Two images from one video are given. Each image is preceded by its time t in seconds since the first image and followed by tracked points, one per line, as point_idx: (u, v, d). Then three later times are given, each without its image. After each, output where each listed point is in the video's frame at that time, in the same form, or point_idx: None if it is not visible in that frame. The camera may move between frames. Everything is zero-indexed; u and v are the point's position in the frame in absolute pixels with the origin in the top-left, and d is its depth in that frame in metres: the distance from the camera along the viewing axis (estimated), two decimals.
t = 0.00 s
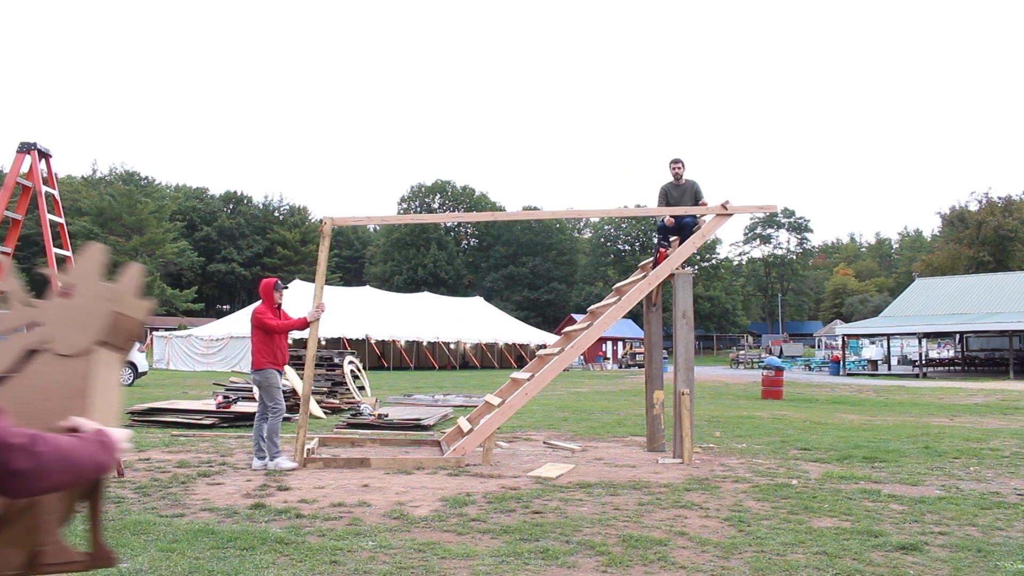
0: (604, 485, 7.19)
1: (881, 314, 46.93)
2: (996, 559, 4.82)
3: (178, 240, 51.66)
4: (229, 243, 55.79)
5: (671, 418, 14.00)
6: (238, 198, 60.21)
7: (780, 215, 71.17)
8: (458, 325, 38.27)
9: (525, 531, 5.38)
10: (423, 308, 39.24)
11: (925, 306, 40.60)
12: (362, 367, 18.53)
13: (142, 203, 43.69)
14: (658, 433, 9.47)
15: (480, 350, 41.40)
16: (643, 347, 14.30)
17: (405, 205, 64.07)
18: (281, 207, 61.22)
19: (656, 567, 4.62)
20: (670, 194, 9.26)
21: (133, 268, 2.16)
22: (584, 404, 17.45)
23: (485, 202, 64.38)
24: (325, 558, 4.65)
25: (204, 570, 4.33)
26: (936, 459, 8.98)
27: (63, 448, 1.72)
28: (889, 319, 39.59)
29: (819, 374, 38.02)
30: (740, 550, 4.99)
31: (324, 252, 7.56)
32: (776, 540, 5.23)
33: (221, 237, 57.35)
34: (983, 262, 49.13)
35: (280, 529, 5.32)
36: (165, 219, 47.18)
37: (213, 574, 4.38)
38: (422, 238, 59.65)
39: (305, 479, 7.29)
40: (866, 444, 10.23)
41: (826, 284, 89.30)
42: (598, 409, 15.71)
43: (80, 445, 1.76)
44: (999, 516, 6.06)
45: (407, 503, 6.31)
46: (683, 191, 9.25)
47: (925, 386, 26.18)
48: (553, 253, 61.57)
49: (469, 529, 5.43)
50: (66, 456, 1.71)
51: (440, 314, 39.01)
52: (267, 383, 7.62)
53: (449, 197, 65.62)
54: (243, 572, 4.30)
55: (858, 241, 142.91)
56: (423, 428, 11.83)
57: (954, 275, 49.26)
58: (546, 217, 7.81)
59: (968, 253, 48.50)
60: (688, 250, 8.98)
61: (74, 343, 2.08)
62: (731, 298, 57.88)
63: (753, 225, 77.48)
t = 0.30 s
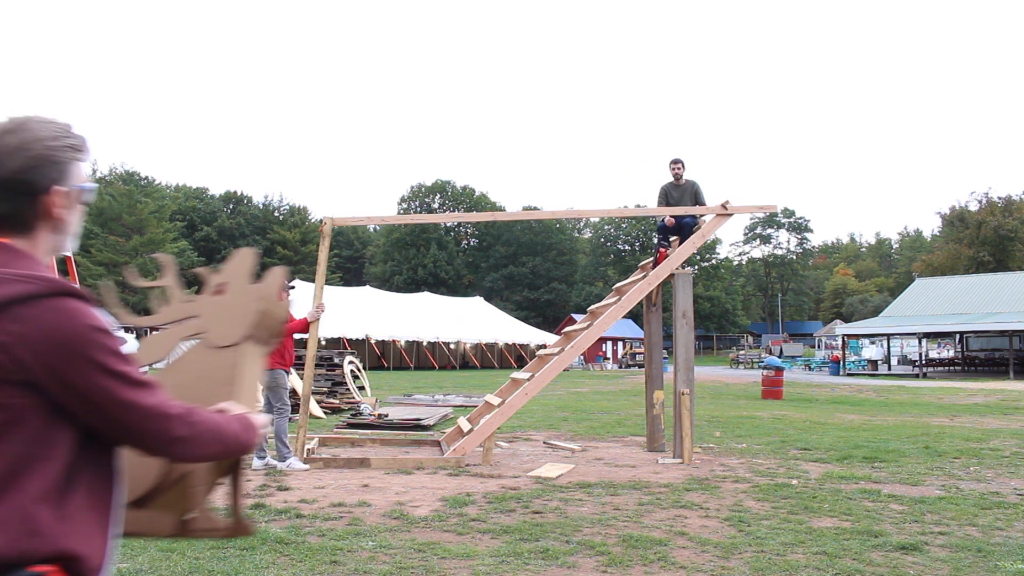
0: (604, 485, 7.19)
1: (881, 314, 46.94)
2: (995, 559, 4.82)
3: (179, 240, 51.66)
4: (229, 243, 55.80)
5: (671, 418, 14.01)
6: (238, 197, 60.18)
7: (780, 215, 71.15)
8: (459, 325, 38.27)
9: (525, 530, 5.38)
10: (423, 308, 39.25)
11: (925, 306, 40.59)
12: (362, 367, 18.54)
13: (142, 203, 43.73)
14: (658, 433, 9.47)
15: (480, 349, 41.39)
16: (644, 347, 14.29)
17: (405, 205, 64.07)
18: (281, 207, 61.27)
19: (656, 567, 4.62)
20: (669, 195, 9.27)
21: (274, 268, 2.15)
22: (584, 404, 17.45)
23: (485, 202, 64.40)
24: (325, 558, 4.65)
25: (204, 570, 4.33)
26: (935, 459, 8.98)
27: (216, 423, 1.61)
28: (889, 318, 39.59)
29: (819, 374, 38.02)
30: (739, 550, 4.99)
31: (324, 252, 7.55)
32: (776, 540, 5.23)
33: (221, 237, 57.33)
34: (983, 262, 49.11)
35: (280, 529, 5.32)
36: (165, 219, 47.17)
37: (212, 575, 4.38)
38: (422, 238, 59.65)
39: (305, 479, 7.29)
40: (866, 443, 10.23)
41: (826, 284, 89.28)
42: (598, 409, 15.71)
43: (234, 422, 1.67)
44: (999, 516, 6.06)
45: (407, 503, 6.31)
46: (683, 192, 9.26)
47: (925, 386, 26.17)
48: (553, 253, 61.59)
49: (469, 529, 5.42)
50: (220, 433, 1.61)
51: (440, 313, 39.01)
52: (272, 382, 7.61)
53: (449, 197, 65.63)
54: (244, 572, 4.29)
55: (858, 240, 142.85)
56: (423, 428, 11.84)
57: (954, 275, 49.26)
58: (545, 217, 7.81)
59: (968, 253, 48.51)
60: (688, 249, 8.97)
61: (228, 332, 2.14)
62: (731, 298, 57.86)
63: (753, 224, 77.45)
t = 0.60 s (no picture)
0: (604, 485, 7.19)
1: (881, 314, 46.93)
2: (995, 559, 4.82)
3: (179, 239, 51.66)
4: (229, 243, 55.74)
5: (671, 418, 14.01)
6: (238, 197, 60.12)
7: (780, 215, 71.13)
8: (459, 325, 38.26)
9: (525, 531, 5.38)
10: (423, 308, 39.25)
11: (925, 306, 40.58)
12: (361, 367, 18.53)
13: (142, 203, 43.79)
14: (658, 433, 9.47)
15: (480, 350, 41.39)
16: (644, 347, 14.29)
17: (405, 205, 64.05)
18: (281, 207, 61.30)
19: (656, 566, 4.62)
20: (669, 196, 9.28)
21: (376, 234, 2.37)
22: (584, 404, 17.45)
23: (485, 202, 64.39)
24: (325, 558, 4.66)
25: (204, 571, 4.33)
26: (935, 459, 8.98)
27: (352, 388, 1.80)
28: (889, 318, 39.58)
29: (819, 374, 38.01)
30: (739, 551, 4.99)
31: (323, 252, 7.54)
32: (775, 540, 5.23)
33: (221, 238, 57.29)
34: (984, 263, 49.11)
35: (280, 529, 5.33)
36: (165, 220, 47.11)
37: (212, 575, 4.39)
38: (422, 239, 59.62)
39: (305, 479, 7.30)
40: (866, 444, 10.23)
41: (827, 284, 89.23)
42: (598, 409, 15.71)
43: (366, 385, 1.85)
44: (999, 516, 6.06)
45: (407, 503, 6.31)
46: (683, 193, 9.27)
47: (925, 386, 26.17)
48: (553, 253, 61.58)
49: (469, 529, 5.42)
50: (356, 399, 1.79)
51: (440, 313, 39.00)
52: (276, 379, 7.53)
53: (449, 197, 65.63)
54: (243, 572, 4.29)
55: (858, 241, 142.80)
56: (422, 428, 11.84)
57: (954, 275, 49.25)
58: (546, 217, 7.80)
59: (968, 253, 48.50)
60: (688, 249, 8.96)
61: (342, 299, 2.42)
62: (731, 298, 57.84)
63: (753, 225, 77.41)
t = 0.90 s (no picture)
0: (604, 485, 7.19)
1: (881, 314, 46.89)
2: (995, 559, 4.82)
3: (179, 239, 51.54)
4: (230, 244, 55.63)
5: (671, 418, 14.02)
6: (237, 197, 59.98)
7: (780, 215, 71.09)
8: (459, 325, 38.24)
9: (526, 531, 5.38)
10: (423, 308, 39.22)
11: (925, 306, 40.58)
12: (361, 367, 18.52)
13: (142, 202, 43.80)
14: (658, 433, 9.47)
15: (480, 349, 41.40)
16: (644, 347, 14.29)
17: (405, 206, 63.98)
18: (281, 207, 61.24)
19: (657, 566, 4.62)
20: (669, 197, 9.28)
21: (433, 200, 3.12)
22: (584, 404, 17.45)
23: (485, 202, 64.34)
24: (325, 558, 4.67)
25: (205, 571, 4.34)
26: (935, 459, 8.98)
27: (409, 355, 2.15)
28: (889, 318, 39.56)
29: (819, 374, 38.01)
30: (739, 551, 4.99)
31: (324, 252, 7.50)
32: (776, 540, 5.23)
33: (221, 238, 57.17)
34: (984, 263, 49.09)
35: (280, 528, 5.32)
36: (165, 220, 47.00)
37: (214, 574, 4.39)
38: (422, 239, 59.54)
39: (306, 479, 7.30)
40: (867, 444, 10.23)
41: (827, 284, 89.14)
42: (598, 409, 15.71)
43: (418, 349, 2.21)
44: (999, 516, 6.05)
45: (408, 502, 6.31)
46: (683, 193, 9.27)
47: (925, 387, 26.17)
48: (553, 253, 61.53)
49: (470, 529, 5.43)
50: (414, 362, 2.14)
51: (440, 313, 38.97)
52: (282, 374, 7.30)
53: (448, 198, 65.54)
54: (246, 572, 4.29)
55: (858, 241, 142.63)
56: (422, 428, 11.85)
57: (954, 275, 49.25)
58: (546, 217, 7.80)
59: (968, 253, 48.49)
60: (688, 250, 8.95)
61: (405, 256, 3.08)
62: (731, 299, 57.79)
63: (753, 225, 77.36)
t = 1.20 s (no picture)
0: (604, 485, 7.18)
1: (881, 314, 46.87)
2: (995, 559, 4.82)
3: (179, 239, 51.55)
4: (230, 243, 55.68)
5: (671, 418, 14.02)
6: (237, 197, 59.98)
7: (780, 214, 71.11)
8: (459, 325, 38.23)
9: (525, 531, 5.38)
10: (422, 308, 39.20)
11: (925, 306, 40.58)
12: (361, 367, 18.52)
13: (142, 202, 43.41)
14: (658, 433, 9.47)
15: (480, 349, 41.39)
16: (644, 346, 14.29)
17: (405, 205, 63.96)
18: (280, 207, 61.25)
19: (656, 566, 4.62)
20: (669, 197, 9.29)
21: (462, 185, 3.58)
22: (584, 404, 17.45)
23: (485, 202, 64.31)
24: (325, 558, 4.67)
25: (204, 571, 4.34)
26: (935, 459, 8.98)
27: (440, 345, 2.21)
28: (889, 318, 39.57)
29: (819, 374, 38.01)
30: (739, 551, 4.99)
31: (323, 252, 7.48)
32: (776, 540, 5.23)
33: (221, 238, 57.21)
34: (984, 262, 49.08)
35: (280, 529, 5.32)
36: (166, 219, 47.00)
37: (212, 574, 4.40)
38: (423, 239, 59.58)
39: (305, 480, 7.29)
40: (866, 444, 10.23)
41: (827, 284, 89.15)
42: (598, 409, 15.71)
43: (448, 342, 2.26)
44: (999, 516, 6.05)
45: (408, 503, 6.32)
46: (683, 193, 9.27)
47: (925, 387, 26.17)
48: (553, 253, 61.50)
49: (469, 529, 5.43)
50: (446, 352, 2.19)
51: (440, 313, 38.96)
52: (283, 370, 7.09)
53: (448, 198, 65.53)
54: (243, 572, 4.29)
55: (858, 241, 142.55)
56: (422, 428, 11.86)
57: (954, 275, 49.26)
58: (545, 217, 7.79)
59: (968, 253, 48.49)
60: (688, 249, 8.94)
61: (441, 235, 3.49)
62: (731, 298, 57.78)
63: (753, 225, 77.35)
